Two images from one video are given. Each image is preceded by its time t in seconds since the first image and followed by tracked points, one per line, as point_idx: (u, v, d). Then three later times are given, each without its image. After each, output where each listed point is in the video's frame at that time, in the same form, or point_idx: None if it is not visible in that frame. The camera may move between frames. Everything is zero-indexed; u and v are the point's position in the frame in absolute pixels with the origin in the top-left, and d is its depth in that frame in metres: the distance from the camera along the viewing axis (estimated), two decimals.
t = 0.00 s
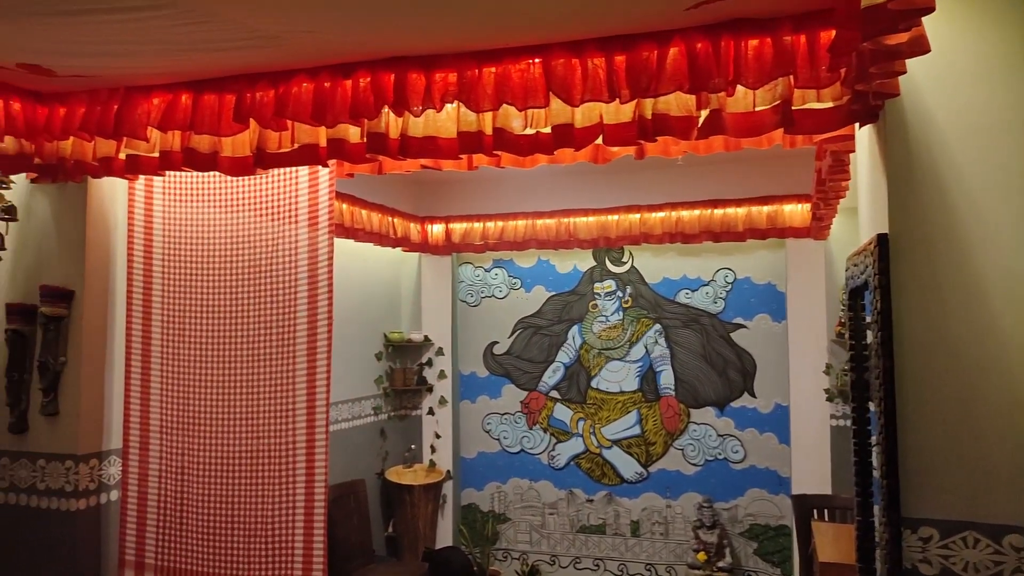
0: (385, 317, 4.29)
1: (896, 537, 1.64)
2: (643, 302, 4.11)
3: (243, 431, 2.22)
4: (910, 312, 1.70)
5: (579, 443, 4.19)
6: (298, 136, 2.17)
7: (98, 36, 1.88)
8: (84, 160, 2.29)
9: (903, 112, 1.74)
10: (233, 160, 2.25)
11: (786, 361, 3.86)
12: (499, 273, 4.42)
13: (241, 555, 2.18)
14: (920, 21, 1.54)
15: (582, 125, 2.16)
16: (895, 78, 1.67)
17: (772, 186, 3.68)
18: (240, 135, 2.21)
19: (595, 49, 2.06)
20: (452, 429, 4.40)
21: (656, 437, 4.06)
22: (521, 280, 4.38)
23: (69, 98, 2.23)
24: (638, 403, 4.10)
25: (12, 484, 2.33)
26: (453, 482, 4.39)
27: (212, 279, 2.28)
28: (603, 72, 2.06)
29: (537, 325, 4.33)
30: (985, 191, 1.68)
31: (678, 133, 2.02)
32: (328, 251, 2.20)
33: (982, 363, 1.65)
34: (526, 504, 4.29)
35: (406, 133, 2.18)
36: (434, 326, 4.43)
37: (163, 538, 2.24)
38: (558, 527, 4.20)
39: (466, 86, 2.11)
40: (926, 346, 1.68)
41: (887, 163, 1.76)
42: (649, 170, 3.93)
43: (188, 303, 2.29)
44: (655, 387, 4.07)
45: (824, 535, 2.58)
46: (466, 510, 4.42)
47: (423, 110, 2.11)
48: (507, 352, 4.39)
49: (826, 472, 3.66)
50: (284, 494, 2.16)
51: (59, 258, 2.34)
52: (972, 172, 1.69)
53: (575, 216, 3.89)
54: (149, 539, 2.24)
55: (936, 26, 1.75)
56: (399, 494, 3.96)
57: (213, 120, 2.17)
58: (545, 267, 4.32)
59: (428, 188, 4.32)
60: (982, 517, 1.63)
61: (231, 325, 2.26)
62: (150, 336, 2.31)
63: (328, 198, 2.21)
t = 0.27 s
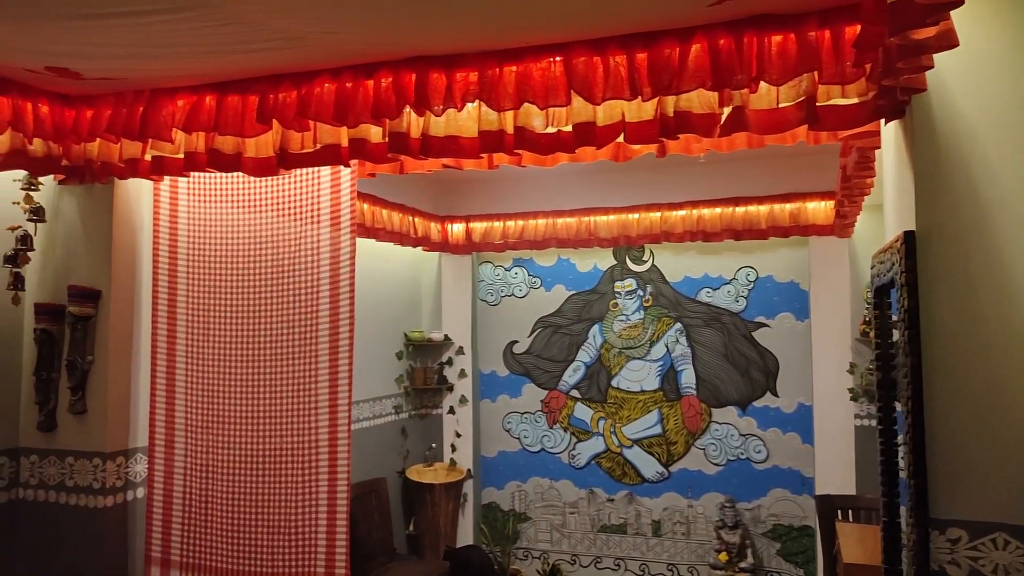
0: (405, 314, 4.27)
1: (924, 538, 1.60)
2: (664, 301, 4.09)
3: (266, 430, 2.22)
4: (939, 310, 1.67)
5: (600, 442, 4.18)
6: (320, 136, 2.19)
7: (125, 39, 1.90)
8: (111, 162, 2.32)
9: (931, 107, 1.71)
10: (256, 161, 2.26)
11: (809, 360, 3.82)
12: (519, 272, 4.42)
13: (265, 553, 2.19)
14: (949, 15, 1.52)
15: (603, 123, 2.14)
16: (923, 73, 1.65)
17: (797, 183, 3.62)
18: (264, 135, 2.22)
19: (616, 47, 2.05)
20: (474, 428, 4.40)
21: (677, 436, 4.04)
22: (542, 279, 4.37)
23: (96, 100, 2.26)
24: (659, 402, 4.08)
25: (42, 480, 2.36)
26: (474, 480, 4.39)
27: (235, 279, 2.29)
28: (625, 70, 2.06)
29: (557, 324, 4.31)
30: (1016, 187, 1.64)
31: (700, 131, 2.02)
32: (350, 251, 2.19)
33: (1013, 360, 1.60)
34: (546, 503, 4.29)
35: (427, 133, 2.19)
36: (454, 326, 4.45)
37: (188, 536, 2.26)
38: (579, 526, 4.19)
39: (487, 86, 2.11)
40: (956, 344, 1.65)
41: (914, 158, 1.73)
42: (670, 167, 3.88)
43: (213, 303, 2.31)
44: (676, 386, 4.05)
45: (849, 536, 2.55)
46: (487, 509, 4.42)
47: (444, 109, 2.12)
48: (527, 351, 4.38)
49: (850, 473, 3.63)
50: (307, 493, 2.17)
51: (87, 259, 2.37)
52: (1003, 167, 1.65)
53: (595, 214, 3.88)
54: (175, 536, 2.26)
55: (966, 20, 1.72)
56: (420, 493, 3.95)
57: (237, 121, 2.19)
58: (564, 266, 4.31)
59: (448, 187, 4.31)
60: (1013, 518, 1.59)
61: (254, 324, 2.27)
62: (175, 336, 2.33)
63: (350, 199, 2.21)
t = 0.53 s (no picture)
0: (430, 312, 4.26)
1: (956, 538, 1.57)
2: (689, 299, 4.06)
3: (292, 428, 2.24)
4: (973, 305, 1.63)
5: (624, 441, 4.16)
6: (345, 136, 2.20)
7: (153, 41, 1.92)
8: (139, 162, 2.35)
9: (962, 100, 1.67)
10: (282, 161, 2.27)
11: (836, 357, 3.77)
12: (542, 270, 4.41)
13: (292, 550, 2.20)
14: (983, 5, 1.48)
15: (627, 120, 2.12)
16: (955, 65, 1.62)
17: (823, 179, 3.56)
18: (290, 135, 2.24)
19: (640, 42, 2.04)
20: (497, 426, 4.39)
21: (702, 435, 4.01)
22: (565, 277, 4.35)
23: (125, 102, 2.30)
24: (683, 400, 4.05)
25: (74, 476, 2.41)
26: (498, 478, 4.39)
27: (262, 278, 2.31)
28: (649, 66, 2.05)
29: (580, 323, 4.30)
30: None
31: (727, 126, 1.99)
32: (375, 250, 2.20)
33: None
34: (570, 502, 4.27)
35: (451, 131, 2.18)
36: (477, 324, 4.46)
37: (217, 533, 2.29)
38: (604, 524, 4.17)
39: (510, 84, 2.11)
40: (989, 340, 1.61)
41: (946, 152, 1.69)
42: (694, 163, 3.81)
43: (240, 302, 2.33)
44: (701, 384, 4.02)
45: (877, 536, 2.52)
46: (511, 507, 4.41)
47: (468, 108, 2.12)
48: (551, 349, 4.37)
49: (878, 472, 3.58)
50: (333, 491, 2.18)
51: (117, 259, 2.40)
52: None
53: (618, 212, 3.85)
54: (204, 532, 2.28)
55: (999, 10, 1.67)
56: (444, 491, 3.96)
57: (263, 121, 2.20)
58: (588, 264, 4.29)
59: (471, 186, 4.30)
60: None
61: (280, 323, 2.28)
62: (203, 334, 2.36)
63: (375, 198, 2.23)
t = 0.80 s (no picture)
0: (454, 311, 4.25)
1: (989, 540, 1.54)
2: (713, 297, 4.03)
3: (317, 425, 2.26)
4: (1007, 305, 1.59)
5: (647, 440, 4.14)
6: (369, 135, 2.19)
7: (182, 43, 1.94)
8: (167, 162, 2.38)
9: (996, 97, 1.64)
10: (307, 160, 2.28)
11: (863, 356, 3.72)
12: (565, 268, 4.39)
13: (317, 546, 2.22)
14: None
15: (652, 116, 2.11)
16: (989, 59, 1.59)
17: (850, 176, 3.51)
18: (314, 135, 2.25)
19: (665, 39, 2.03)
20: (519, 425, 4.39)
21: (726, 434, 3.97)
22: (587, 276, 4.34)
23: (153, 102, 2.33)
24: (707, 399, 4.02)
25: (103, 472, 2.44)
26: (520, 477, 4.39)
27: (287, 278, 2.32)
28: (674, 62, 2.03)
29: (602, 321, 4.28)
30: None
31: (752, 123, 1.97)
32: (399, 249, 2.21)
33: None
34: (593, 501, 4.26)
35: (475, 130, 2.17)
36: (499, 322, 4.46)
37: (243, 529, 2.31)
38: (627, 523, 4.15)
39: (534, 82, 2.10)
40: None
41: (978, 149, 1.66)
42: (717, 160, 3.78)
43: (265, 300, 2.35)
44: (725, 383, 3.99)
45: (905, 538, 2.49)
46: (533, 505, 4.41)
47: (491, 106, 2.12)
48: (573, 348, 4.36)
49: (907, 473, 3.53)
50: (357, 488, 2.19)
51: (145, 258, 2.43)
52: None
53: (641, 209, 3.83)
54: (231, 528, 2.31)
55: None
56: (466, 489, 3.98)
57: (289, 121, 2.22)
58: (611, 262, 4.28)
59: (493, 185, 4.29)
60: None
61: (305, 321, 2.30)
62: (229, 332, 2.38)
63: (398, 197, 2.23)
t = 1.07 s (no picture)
0: (472, 312, 4.25)
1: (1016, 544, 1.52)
2: (731, 298, 4.00)
3: (336, 425, 2.27)
4: None
5: (664, 441, 4.12)
6: (388, 136, 2.20)
7: (203, 45, 1.95)
8: (188, 164, 2.38)
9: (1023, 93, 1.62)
10: (326, 161, 2.29)
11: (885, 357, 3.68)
12: (582, 269, 4.38)
13: (336, 545, 2.23)
14: None
15: (671, 116, 2.10)
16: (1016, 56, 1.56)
17: (870, 176, 3.48)
18: (333, 136, 2.26)
19: (685, 38, 2.02)
20: (537, 426, 4.39)
21: (745, 436, 3.95)
22: (605, 276, 4.32)
23: (174, 104, 2.35)
24: (725, 401, 3.99)
25: (125, 471, 2.46)
26: (537, 478, 4.39)
27: (306, 278, 2.34)
28: (694, 62, 2.02)
29: (620, 322, 4.27)
30: None
31: (773, 122, 1.95)
32: (417, 250, 2.21)
33: None
34: (610, 502, 4.24)
35: (493, 130, 2.16)
36: (517, 323, 4.45)
37: (263, 528, 2.32)
38: (644, 525, 4.13)
39: (553, 82, 2.09)
40: None
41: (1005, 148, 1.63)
42: (734, 161, 3.76)
43: (285, 301, 2.36)
44: (744, 384, 3.96)
45: (928, 542, 2.45)
46: (551, 506, 4.40)
47: (509, 106, 2.11)
48: (590, 348, 4.35)
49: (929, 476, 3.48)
50: (376, 488, 2.20)
51: (166, 258, 2.45)
52: None
53: (659, 209, 3.80)
54: (251, 527, 2.32)
55: None
56: (484, 490, 3.97)
57: (308, 123, 2.22)
58: (628, 263, 4.26)
59: (510, 185, 4.30)
60: None
61: (324, 322, 2.31)
62: (249, 333, 2.39)
63: (417, 197, 2.23)
